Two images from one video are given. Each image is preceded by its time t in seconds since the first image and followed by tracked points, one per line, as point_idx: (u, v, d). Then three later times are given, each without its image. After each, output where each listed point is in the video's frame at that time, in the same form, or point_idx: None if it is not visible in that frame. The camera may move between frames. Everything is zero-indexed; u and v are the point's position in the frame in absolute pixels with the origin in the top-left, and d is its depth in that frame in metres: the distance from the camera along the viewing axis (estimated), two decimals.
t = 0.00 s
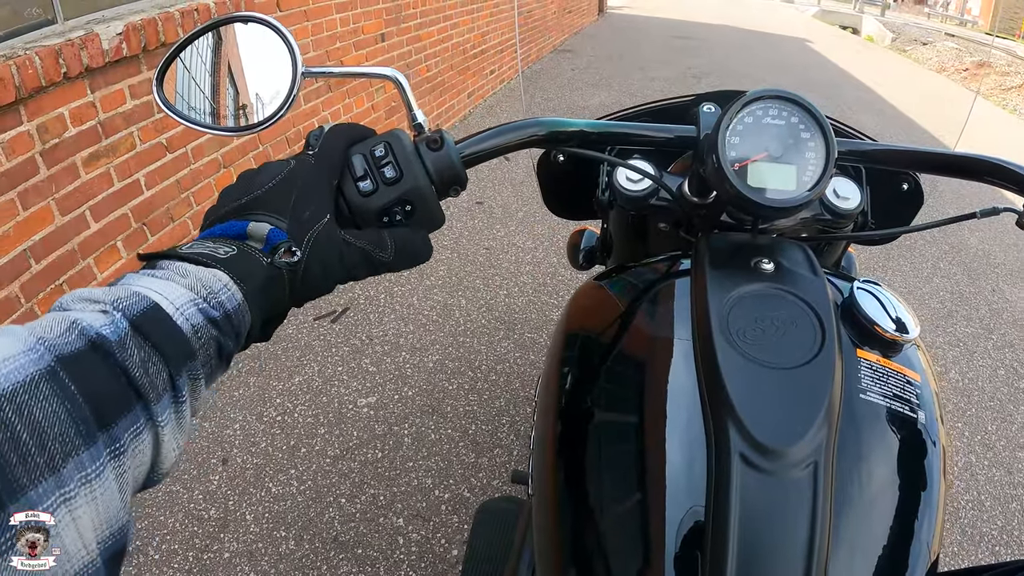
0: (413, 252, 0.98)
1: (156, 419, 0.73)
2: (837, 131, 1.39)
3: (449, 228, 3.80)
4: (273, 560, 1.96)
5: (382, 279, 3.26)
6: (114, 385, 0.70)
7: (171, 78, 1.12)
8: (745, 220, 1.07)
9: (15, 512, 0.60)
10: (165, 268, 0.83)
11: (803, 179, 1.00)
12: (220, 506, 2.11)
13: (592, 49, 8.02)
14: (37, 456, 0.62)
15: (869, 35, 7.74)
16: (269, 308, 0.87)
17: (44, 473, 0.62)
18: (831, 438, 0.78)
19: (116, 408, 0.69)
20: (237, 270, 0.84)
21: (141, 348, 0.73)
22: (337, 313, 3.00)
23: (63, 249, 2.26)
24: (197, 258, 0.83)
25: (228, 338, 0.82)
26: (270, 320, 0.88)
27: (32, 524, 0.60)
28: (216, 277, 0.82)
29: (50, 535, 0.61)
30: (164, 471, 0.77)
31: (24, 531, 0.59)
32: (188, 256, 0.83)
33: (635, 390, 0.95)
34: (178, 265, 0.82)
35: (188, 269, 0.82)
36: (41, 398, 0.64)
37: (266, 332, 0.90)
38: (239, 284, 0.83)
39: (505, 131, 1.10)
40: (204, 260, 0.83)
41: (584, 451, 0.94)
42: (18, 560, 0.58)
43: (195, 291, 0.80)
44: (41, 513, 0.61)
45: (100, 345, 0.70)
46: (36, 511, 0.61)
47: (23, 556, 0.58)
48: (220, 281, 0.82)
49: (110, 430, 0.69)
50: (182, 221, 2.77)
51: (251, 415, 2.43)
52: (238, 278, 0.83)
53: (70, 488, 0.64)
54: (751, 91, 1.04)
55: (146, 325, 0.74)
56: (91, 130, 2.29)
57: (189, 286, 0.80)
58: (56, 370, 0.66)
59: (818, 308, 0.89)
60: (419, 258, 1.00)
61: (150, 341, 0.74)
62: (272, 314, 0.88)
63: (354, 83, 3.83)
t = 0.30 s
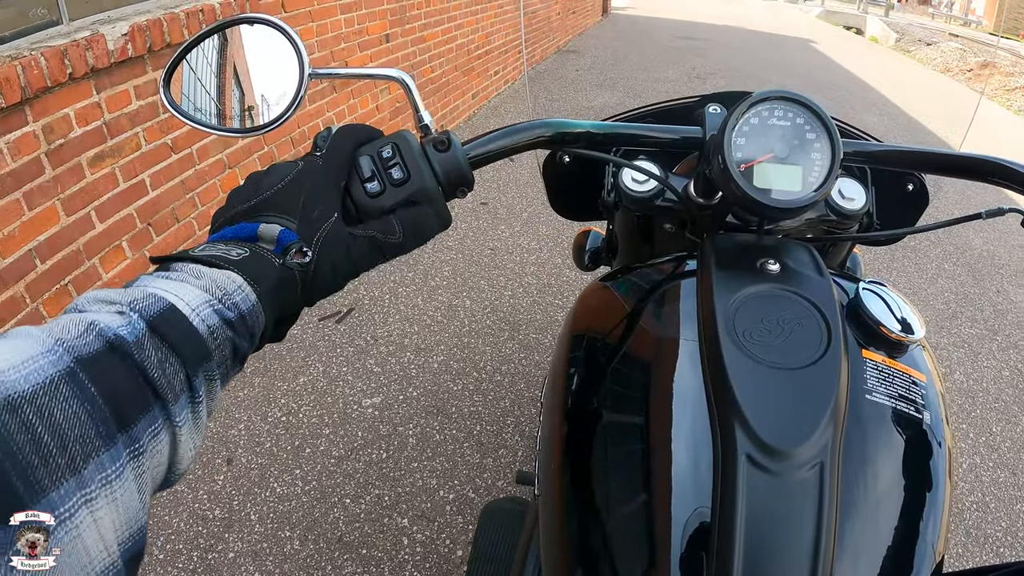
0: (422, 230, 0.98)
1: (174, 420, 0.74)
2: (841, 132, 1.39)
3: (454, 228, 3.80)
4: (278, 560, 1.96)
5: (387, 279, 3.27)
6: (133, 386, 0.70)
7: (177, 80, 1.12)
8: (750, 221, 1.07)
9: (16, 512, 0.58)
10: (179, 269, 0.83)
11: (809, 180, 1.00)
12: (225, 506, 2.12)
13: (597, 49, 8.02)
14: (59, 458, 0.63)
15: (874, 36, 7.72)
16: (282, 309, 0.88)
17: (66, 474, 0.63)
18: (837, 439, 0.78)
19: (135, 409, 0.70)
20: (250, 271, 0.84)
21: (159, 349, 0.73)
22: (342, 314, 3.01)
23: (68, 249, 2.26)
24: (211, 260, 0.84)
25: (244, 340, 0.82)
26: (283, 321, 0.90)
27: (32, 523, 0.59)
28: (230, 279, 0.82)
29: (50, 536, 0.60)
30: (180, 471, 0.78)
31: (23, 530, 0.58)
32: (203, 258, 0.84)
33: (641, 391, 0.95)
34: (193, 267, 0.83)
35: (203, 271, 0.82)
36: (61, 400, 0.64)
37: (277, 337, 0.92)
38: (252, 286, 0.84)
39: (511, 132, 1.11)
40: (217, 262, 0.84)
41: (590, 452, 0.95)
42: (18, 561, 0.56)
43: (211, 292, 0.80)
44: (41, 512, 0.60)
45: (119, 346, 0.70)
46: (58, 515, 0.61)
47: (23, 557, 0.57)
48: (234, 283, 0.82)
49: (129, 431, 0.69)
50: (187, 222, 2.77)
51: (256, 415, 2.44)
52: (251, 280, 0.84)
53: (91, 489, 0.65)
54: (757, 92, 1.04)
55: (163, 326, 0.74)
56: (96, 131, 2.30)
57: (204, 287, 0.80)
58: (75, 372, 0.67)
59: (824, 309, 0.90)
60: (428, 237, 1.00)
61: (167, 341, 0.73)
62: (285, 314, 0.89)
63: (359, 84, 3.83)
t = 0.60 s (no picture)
0: (429, 220, 0.98)
1: (190, 417, 0.74)
2: (847, 131, 1.39)
3: (458, 228, 3.80)
4: (281, 560, 1.96)
5: (391, 279, 3.27)
6: (151, 383, 0.70)
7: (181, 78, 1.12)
8: (756, 220, 1.07)
9: (17, 512, 0.56)
10: (198, 268, 0.84)
11: (815, 179, 1.00)
12: (228, 505, 2.12)
13: (600, 50, 8.02)
14: (77, 454, 0.62)
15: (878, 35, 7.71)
16: (298, 307, 0.88)
17: (83, 471, 0.62)
18: (844, 438, 0.78)
19: (153, 406, 0.70)
20: (268, 270, 0.85)
21: (177, 347, 0.73)
22: (346, 314, 3.01)
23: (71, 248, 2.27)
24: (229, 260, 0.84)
25: (260, 339, 0.83)
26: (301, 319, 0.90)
27: (32, 524, 0.57)
28: (249, 278, 0.83)
29: (52, 535, 0.58)
30: (195, 469, 0.77)
31: (23, 531, 0.56)
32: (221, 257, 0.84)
33: (647, 390, 0.94)
34: (211, 266, 0.84)
35: (222, 270, 0.83)
36: (80, 396, 0.64)
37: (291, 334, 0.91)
38: (270, 285, 0.85)
39: (517, 131, 1.10)
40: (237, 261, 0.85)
41: (596, 452, 0.94)
42: (18, 561, 0.55)
43: (230, 292, 0.81)
44: (42, 512, 0.58)
45: (138, 343, 0.70)
46: (75, 512, 0.61)
47: (23, 557, 0.55)
48: (253, 282, 0.83)
49: (147, 429, 0.69)
50: (191, 222, 2.77)
51: (259, 415, 2.44)
52: (270, 280, 0.85)
53: (108, 487, 0.64)
54: (763, 91, 1.04)
55: (182, 325, 0.74)
56: (100, 130, 2.30)
57: (223, 286, 0.81)
58: (94, 369, 0.66)
59: (831, 308, 0.89)
60: (438, 228, 0.99)
61: (186, 340, 0.74)
62: (301, 314, 0.90)
63: (363, 84, 3.83)
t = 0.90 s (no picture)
0: (432, 220, 0.98)
1: (191, 415, 0.74)
2: (851, 131, 1.38)
3: (460, 228, 3.81)
4: (284, 560, 1.97)
5: (394, 279, 3.27)
6: (152, 381, 0.70)
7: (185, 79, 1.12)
8: (759, 220, 1.07)
9: (16, 511, 0.56)
10: (199, 267, 0.83)
11: (818, 179, 1.00)
12: (231, 505, 2.12)
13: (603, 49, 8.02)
14: (79, 453, 0.63)
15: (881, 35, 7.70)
16: (300, 307, 0.88)
17: (85, 470, 0.63)
18: (847, 439, 0.78)
19: (155, 405, 0.70)
20: (269, 270, 0.85)
21: (179, 346, 0.74)
22: (349, 314, 3.01)
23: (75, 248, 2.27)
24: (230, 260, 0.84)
25: (262, 337, 0.82)
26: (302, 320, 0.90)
27: (32, 524, 0.57)
28: (250, 277, 0.83)
29: (51, 535, 0.58)
30: (197, 468, 0.78)
31: (23, 531, 0.56)
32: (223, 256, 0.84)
33: (650, 390, 0.94)
34: (212, 265, 0.83)
35: (223, 269, 0.82)
36: (81, 395, 0.64)
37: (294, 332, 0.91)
38: (271, 284, 0.84)
39: (520, 131, 1.11)
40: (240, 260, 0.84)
41: (598, 452, 0.94)
42: (18, 561, 0.55)
43: (231, 290, 0.80)
44: (41, 512, 0.58)
45: (139, 342, 0.70)
46: (76, 511, 0.61)
47: (23, 557, 0.55)
48: (254, 281, 0.83)
49: (148, 428, 0.69)
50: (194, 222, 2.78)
51: (262, 415, 2.45)
52: (271, 278, 0.84)
53: (110, 486, 0.65)
54: (766, 91, 1.03)
55: (183, 323, 0.74)
56: (103, 130, 2.31)
57: (224, 285, 0.81)
58: (96, 368, 0.67)
59: (834, 308, 0.89)
60: (439, 228, 0.99)
61: (187, 338, 0.74)
62: (303, 313, 0.89)
63: (366, 84, 3.84)
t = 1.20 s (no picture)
0: (438, 220, 0.98)
1: (167, 377, 0.73)
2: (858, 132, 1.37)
3: (463, 229, 3.80)
4: (285, 561, 1.96)
5: (396, 280, 3.26)
6: (126, 341, 0.70)
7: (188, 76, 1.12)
8: (766, 221, 1.06)
9: (16, 512, 0.58)
10: (174, 233, 0.85)
11: (826, 180, 0.99)
12: (232, 506, 2.11)
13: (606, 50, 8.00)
14: (50, 410, 0.63)
15: (883, 36, 7.68)
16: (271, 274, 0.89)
17: (56, 427, 0.63)
18: (855, 443, 0.77)
19: (129, 365, 0.70)
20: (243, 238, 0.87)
21: (154, 307, 0.73)
22: (352, 314, 3.00)
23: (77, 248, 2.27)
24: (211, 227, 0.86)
25: (236, 303, 0.84)
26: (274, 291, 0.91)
27: (31, 524, 0.59)
28: (226, 243, 0.85)
29: (50, 535, 0.60)
30: (176, 432, 0.77)
31: (23, 530, 0.59)
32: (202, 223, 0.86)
33: (655, 392, 0.94)
34: (191, 230, 0.85)
35: (199, 234, 0.84)
36: (53, 351, 0.64)
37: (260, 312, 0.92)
38: (246, 251, 0.86)
39: (525, 130, 1.10)
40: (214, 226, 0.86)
41: (604, 454, 0.93)
42: (18, 561, 0.57)
43: (205, 256, 0.82)
44: (41, 512, 0.60)
45: (113, 303, 0.71)
46: (47, 469, 0.61)
47: (23, 557, 0.58)
48: (230, 247, 0.85)
49: (122, 388, 0.69)
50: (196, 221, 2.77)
51: (264, 415, 2.44)
52: (247, 245, 0.86)
53: (81, 444, 0.64)
54: (773, 91, 1.02)
55: (157, 286, 0.74)
56: (106, 131, 2.30)
57: (198, 250, 0.82)
58: (68, 327, 0.67)
59: (842, 311, 0.88)
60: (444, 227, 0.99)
61: (162, 301, 0.74)
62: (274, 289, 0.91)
63: (369, 84, 3.83)
